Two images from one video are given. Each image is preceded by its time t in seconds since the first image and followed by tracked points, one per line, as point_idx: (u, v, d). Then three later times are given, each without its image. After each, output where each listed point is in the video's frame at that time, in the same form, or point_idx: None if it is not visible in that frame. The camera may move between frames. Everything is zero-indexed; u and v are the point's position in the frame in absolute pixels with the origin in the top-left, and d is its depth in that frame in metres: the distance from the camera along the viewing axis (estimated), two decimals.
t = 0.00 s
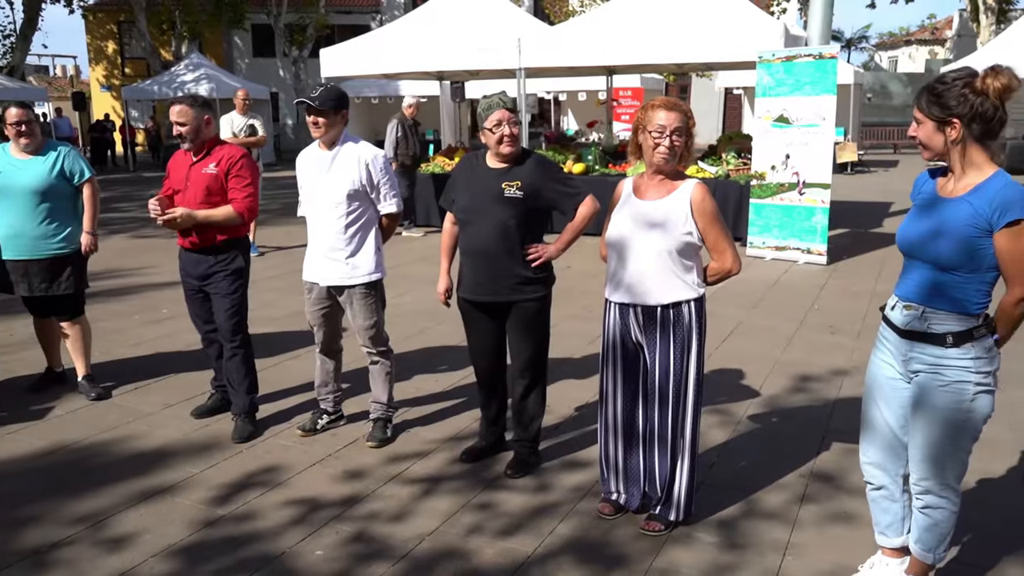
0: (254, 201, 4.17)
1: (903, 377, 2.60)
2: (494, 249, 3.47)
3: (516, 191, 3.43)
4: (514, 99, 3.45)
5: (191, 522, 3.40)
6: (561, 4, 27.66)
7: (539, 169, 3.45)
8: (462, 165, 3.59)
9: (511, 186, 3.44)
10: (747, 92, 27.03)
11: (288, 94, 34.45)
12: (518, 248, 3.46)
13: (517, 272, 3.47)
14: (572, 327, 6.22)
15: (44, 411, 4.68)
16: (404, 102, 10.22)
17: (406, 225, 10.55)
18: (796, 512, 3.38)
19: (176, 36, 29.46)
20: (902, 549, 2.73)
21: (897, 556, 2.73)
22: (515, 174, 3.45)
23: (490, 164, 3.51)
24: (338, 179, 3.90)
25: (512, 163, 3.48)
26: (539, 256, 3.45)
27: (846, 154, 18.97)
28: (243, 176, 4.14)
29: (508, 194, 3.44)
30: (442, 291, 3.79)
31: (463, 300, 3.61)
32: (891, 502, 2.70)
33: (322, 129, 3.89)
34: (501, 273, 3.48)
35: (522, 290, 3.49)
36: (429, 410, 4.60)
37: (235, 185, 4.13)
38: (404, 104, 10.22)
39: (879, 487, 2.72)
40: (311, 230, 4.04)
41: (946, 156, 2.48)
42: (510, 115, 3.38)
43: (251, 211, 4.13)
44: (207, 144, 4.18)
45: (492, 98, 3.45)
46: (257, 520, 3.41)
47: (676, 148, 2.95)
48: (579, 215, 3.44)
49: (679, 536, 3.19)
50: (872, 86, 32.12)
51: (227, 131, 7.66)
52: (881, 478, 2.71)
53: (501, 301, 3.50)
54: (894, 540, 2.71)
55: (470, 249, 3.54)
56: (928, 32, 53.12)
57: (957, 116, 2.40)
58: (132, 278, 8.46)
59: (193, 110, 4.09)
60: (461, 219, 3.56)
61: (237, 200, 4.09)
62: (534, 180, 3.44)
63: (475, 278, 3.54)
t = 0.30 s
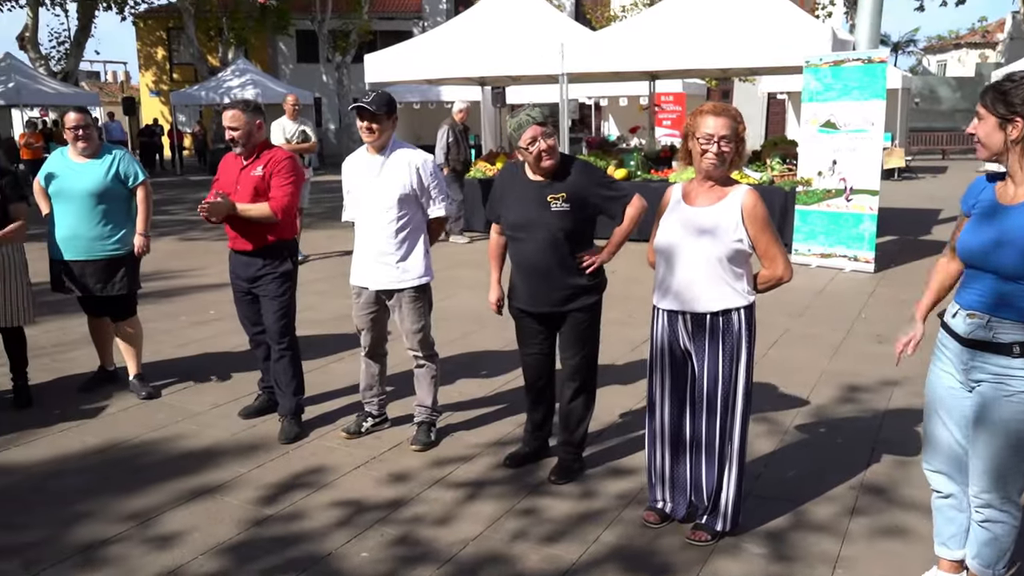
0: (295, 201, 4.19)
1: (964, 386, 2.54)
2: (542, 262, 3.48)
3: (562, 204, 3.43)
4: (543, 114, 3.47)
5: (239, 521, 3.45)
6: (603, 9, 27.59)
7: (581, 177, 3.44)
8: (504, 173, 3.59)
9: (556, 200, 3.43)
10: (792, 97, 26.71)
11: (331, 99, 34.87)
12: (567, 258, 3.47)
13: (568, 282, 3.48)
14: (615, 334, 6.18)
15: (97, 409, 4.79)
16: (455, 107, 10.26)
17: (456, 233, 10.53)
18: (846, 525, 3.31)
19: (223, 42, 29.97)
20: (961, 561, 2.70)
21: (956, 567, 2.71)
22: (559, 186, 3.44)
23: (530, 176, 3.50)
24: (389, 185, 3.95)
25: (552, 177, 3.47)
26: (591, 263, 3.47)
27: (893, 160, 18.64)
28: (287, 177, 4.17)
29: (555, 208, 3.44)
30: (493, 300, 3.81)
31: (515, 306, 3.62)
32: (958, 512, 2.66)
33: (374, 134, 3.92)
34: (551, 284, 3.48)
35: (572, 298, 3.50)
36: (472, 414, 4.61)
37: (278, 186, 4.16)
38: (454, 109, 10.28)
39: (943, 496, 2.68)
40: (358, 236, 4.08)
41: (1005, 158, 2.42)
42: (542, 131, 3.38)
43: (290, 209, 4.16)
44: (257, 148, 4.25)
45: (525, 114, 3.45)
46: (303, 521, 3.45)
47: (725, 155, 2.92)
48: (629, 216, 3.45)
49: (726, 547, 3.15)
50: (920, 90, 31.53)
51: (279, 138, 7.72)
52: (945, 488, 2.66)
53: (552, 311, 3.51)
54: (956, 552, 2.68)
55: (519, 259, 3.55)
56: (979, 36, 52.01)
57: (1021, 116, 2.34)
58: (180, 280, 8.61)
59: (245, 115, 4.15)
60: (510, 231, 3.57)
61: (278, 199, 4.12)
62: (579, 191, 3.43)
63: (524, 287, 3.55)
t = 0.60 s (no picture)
0: (341, 210, 4.23)
1: None
2: (593, 278, 3.47)
3: (614, 220, 3.43)
4: (590, 130, 3.47)
5: (288, 528, 3.49)
6: (648, 22, 27.55)
7: (632, 192, 3.45)
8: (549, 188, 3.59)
9: (607, 215, 3.44)
10: (840, 109, 26.35)
11: (377, 112, 35.31)
12: (618, 274, 3.46)
13: (618, 299, 3.47)
14: (660, 348, 6.13)
15: (149, 415, 4.89)
16: (508, 121, 10.33)
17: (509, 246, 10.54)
18: (900, 547, 3.23)
19: (272, 56, 30.51)
20: None
21: None
22: (609, 202, 3.44)
23: (578, 193, 3.50)
24: (437, 198, 3.99)
25: (600, 193, 3.47)
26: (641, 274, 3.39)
27: (946, 173, 18.26)
28: (333, 187, 4.22)
29: (606, 223, 3.44)
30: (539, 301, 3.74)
31: (564, 320, 3.61)
32: (1010, 538, 2.60)
33: (428, 150, 3.98)
34: (601, 300, 3.47)
35: (622, 314, 3.48)
36: (517, 426, 4.60)
37: (325, 196, 4.21)
38: (507, 122, 10.36)
39: (996, 521, 2.62)
40: (405, 248, 4.10)
41: None
42: (591, 146, 3.38)
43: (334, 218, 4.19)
44: (308, 160, 4.32)
45: (570, 132, 3.45)
46: (351, 530, 3.47)
47: (777, 168, 2.88)
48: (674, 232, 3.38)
49: (777, 567, 3.09)
50: (974, 102, 30.89)
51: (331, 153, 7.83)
52: (1000, 514, 2.59)
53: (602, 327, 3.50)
54: None
55: (569, 275, 3.55)
56: None
57: None
58: (229, 289, 8.78)
59: (297, 128, 4.22)
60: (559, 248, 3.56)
61: (323, 208, 4.17)
62: (629, 207, 3.43)
63: (573, 302, 3.54)
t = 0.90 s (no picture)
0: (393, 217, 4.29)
1: None
2: (644, 286, 3.46)
3: (666, 225, 3.41)
4: (647, 136, 3.44)
5: (337, 530, 3.52)
6: (698, 27, 27.33)
7: (686, 201, 3.44)
8: (598, 196, 3.58)
9: (660, 221, 3.41)
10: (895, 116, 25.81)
11: (426, 118, 35.64)
12: (671, 279, 3.44)
13: (670, 307, 3.45)
14: (709, 357, 6.06)
15: (203, 414, 4.99)
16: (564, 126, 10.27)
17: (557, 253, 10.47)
18: (959, 567, 3.14)
19: (323, 63, 30.97)
20: None
21: None
22: (661, 208, 3.43)
23: (632, 201, 3.48)
24: (487, 207, 4.01)
25: (652, 200, 3.45)
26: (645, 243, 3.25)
27: (1006, 181, 17.76)
28: (383, 194, 4.27)
29: (659, 229, 3.41)
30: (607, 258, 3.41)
31: (613, 329, 3.59)
32: None
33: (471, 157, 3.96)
34: (654, 308, 3.45)
35: (674, 323, 3.46)
36: (564, 433, 4.59)
37: (376, 202, 4.27)
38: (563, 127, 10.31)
39: None
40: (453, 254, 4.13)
41: None
42: (647, 151, 3.36)
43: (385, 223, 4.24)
44: (362, 166, 4.38)
45: (625, 136, 3.42)
46: (399, 533, 3.50)
47: (837, 176, 2.83)
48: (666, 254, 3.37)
49: None
50: None
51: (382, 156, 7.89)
52: None
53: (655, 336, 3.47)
54: None
55: (621, 283, 3.53)
56: None
57: None
58: (281, 292, 8.93)
59: (353, 134, 4.28)
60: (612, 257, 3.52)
61: (374, 215, 4.22)
62: (683, 213, 3.42)
63: (623, 310, 3.53)
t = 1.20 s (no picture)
0: (446, 220, 4.33)
1: None
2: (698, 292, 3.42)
3: (721, 232, 3.38)
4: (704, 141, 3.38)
5: (386, 530, 3.56)
6: (750, 30, 27.02)
7: (742, 208, 3.39)
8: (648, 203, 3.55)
9: (715, 228, 3.38)
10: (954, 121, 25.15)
11: (474, 122, 35.85)
12: (725, 286, 3.41)
13: (723, 314, 3.42)
14: (759, 364, 5.98)
15: (256, 413, 5.09)
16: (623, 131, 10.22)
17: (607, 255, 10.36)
18: None
19: (374, 68, 31.36)
20: None
21: None
22: (716, 214, 3.39)
23: (684, 206, 3.44)
24: (536, 212, 4.02)
25: (706, 206, 3.42)
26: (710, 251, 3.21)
27: None
28: (435, 198, 4.31)
29: (713, 235, 3.38)
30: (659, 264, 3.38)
31: (663, 336, 3.56)
32: None
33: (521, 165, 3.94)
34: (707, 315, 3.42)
35: (728, 332, 3.43)
36: (612, 438, 4.57)
37: (428, 206, 4.31)
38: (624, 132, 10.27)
39: None
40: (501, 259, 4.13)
41: None
42: (705, 157, 3.29)
43: (439, 227, 4.28)
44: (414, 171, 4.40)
45: (682, 142, 3.35)
46: (446, 535, 3.51)
47: (898, 181, 2.77)
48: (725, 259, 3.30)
49: None
50: None
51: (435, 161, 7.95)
52: None
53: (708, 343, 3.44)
54: None
55: (672, 289, 3.50)
56: None
57: None
58: (331, 293, 9.06)
59: (407, 141, 4.31)
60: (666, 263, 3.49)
61: (428, 218, 4.26)
62: (739, 220, 3.39)
63: (674, 317, 3.50)
